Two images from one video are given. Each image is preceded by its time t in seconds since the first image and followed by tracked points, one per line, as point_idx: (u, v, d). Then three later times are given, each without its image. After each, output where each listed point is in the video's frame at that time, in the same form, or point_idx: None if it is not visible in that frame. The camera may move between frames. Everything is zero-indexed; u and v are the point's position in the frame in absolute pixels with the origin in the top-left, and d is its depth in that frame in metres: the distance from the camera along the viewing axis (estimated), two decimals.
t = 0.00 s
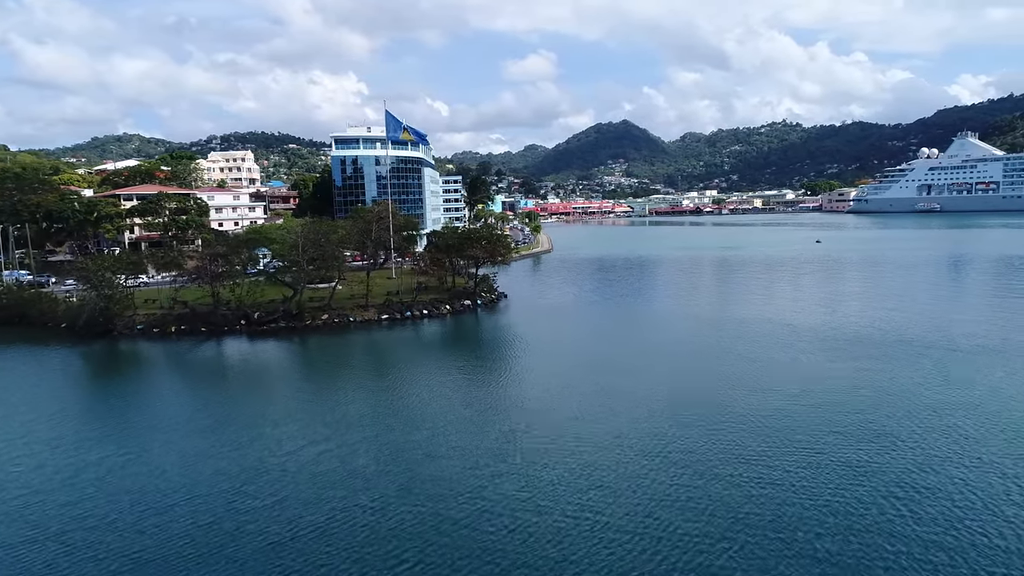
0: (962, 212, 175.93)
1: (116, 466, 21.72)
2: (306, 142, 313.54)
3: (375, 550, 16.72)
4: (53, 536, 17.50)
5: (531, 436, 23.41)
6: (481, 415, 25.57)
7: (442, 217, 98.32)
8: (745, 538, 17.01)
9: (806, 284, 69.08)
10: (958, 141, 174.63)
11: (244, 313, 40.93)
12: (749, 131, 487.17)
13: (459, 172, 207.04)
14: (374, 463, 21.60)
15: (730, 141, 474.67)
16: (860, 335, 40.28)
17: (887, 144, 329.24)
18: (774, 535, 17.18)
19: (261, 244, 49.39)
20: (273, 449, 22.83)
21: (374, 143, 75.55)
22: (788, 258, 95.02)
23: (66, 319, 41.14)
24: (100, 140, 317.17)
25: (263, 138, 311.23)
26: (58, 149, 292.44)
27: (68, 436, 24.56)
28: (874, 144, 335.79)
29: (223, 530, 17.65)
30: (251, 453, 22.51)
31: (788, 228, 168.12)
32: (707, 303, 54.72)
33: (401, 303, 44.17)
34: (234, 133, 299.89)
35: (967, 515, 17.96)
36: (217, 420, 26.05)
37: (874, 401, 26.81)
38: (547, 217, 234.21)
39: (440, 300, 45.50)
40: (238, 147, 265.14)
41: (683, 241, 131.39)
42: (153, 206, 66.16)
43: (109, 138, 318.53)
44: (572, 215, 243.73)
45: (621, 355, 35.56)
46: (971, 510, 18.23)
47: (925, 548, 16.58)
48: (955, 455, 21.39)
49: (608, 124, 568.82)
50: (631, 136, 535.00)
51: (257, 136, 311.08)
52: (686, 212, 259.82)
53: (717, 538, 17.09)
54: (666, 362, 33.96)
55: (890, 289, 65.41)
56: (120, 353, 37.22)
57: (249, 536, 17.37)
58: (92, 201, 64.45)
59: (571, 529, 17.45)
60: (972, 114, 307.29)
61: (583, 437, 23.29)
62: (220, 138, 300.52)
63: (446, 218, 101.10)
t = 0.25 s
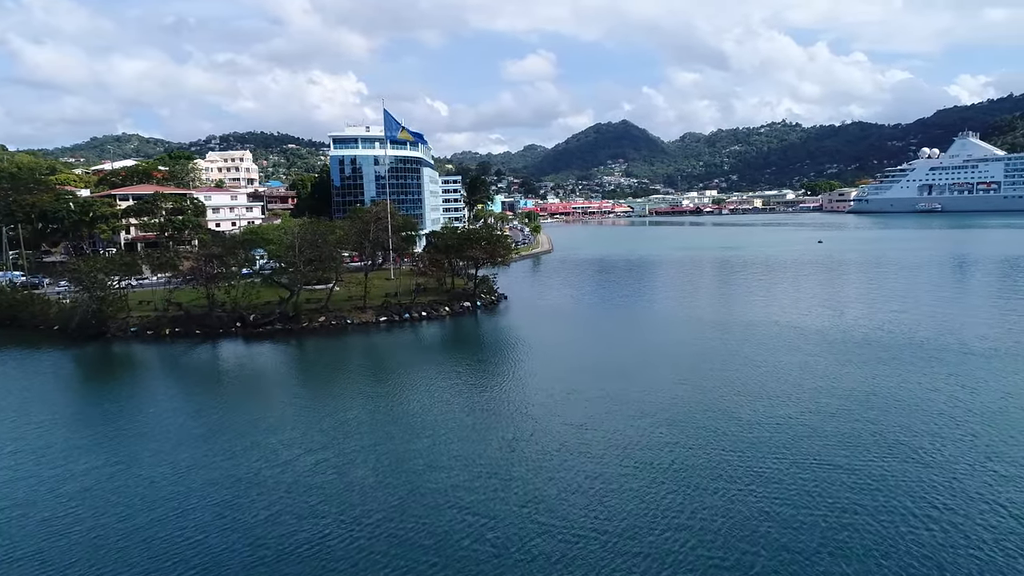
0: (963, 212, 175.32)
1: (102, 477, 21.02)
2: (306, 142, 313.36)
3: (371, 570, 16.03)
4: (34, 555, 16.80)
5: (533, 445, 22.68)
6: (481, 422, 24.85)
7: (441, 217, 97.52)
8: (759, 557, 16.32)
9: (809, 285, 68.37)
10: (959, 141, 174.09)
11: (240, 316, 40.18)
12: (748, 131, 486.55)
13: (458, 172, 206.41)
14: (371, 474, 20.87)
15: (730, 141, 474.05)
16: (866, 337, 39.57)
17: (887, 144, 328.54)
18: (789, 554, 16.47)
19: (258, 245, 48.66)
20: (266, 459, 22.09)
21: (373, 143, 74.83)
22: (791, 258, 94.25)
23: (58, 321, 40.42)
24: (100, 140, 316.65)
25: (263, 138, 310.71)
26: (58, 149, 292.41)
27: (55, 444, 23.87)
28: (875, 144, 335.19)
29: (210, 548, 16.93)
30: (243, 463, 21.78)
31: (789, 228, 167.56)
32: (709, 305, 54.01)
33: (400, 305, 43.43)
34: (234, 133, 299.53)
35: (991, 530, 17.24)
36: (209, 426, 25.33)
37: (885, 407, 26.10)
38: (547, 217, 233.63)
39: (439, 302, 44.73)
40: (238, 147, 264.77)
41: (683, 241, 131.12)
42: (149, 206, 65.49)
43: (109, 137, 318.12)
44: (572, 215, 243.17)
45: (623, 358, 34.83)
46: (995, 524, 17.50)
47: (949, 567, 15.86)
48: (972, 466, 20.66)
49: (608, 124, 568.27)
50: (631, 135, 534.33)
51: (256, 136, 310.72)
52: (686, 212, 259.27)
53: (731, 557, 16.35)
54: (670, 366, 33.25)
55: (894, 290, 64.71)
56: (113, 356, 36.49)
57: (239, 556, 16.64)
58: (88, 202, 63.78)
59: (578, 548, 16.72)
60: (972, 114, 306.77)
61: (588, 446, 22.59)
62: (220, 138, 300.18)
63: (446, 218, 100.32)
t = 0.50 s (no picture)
0: (964, 212, 174.68)
1: (90, 489, 20.35)
2: (305, 142, 312.73)
3: None
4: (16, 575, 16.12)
5: (538, 456, 22.03)
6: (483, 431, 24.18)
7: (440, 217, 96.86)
8: None
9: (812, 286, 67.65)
10: (961, 141, 173.45)
11: (235, 318, 39.50)
12: (748, 131, 486.09)
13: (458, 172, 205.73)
14: (371, 487, 20.20)
15: (730, 141, 473.49)
16: (873, 338, 38.85)
17: (887, 144, 328.06)
18: None
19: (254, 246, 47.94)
20: (261, 470, 21.41)
21: (372, 143, 74.13)
22: (792, 259, 93.59)
23: (50, 324, 39.73)
24: (98, 140, 315.93)
25: (262, 138, 310.03)
26: (57, 149, 291.68)
27: (43, 453, 23.20)
28: (875, 144, 334.72)
29: (199, 568, 16.25)
30: (236, 474, 21.11)
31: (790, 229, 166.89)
32: (712, 306, 53.36)
33: (398, 307, 42.73)
34: (233, 133, 298.73)
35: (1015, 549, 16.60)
36: (202, 434, 24.64)
37: (896, 411, 25.47)
38: (546, 216, 233.08)
39: (438, 304, 44.06)
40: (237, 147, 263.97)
41: (683, 241, 132.38)
42: (144, 206, 64.73)
43: (108, 137, 317.36)
44: (571, 215, 242.57)
45: (627, 360, 34.16)
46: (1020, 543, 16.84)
47: None
48: (993, 479, 19.99)
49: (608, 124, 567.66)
50: (631, 136, 533.79)
51: (256, 136, 310.45)
52: (686, 212, 258.62)
53: None
54: (674, 367, 32.61)
55: (898, 292, 63.98)
56: (106, 360, 35.82)
57: None
58: (83, 202, 63.01)
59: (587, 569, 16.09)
60: (973, 114, 306.17)
61: (594, 456, 21.95)
62: (219, 138, 299.38)
63: (445, 218, 99.65)
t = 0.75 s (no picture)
0: (965, 212, 174.08)
1: (75, 504, 19.62)
2: (305, 142, 312.07)
3: None
4: None
5: (543, 464, 21.31)
6: (485, 438, 23.45)
7: (440, 218, 96.05)
8: None
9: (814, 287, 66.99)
10: (962, 141, 172.83)
11: (230, 321, 38.75)
12: (748, 131, 485.44)
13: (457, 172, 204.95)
14: (368, 499, 19.48)
15: (730, 141, 472.80)
16: (879, 340, 38.17)
17: (886, 144, 327.32)
18: None
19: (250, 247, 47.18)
20: (253, 482, 20.68)
21: (371, 142, 73.42)
22: (794, 260, 92.79)
23: (41, 327, 39.02)
24: (97, 140, 315.19)
25: (261, 138, 309.36)
26: (56, 149, 291.00)
27: (29, 464, 22.50)
28: (875, 144, 334.09)
29: None
30: (227, 487, 20.39)
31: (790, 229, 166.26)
32: (714, 307, 52.59)
33: (396, 309, 42.00)
34: (231, 133, 297.60)
35: None
36: (192, 442, 23.90)
37: (905, 416, 24.91)
38: (546, 216, 232.40)
39: (437, 306, 43.29)
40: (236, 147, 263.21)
41: (683, 241, 133.56)
42: (140, 207, 63.94)
43: (107, 137, 316.62)
44: (571, 215, 241.86)
45: (630, 362, 33.45)
46: None
47: None
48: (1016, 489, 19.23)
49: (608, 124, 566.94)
50: (631, 136, 533.05)
51: (255, 136, 309.79)
52: (686, 212, 257.97)
53: None
54: (677, 369, 31.95)
55: (902, 293, 63.28)
56: (98, 363, 35.12)
57: None
58: (78, 202, 62.20)
59: None
60: (972, 114, 305.65)
61: (600, 463, 21.25)
62: (218, 138, 298.71)
63: (444, 218, 98.85)
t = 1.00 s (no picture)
0: (967, 212, 173.41)
1: (59, 520, 18.93)
2: (304, 142, 311.37)
3: None
4: None
5: (546, 476, 20.62)
6: (485, 448, 22.74)
7: (439, 218, 95.30)
8: None
9: (818, 289, 66.25)
10: (963, 141, 172.17)
11: (226, 323, 38.04)
12: (748, 131, 484.98)
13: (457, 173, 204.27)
14: (365, 515, 18.76)
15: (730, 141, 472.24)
16: (887, 344, 37.47)
17: (886, 144, 326.86)
18: None
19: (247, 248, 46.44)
20: (248, 495, 20.00)
21: (369, 142, 72.64)
22: (795, 261, 92.25)
23: (33, 329, 38.27)
24: (95, 140, 314.24)
25: (260, 138, 308.52)
26: (54, 149, 290.03)
27: (16, 475, 21.79)
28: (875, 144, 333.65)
29: None
30: (221, 501, 19.71)
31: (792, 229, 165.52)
32: (717, 309, 51.94)
33: (395, 311, 41.28)
34: (231, 133, 297.72)
35: None
36: (183, 452, 23.20)
37: (917, 425, 24.25)
38: (546, 216, 231.71)
39: (437, 308, 42.61)
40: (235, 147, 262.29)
41: (682, 241, 134.50)
42: (136, 207, 63.14)
43: (105, 137, 315.71)
44: (571, 215, 241.15)
45: (633, 366, 32.74)
46: None
47: None
48: None
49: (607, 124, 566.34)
50: (630, 136, 532.46)
51: (254, 136, 308.95)
52: (687, 212, 257.29)
53: None
54: (681, 374, 31.24)
55: (907, 294, 62.55)
56: (90, 367, 34.40)
57: None
58: (73, 202, 61.45)
59: None
60: (973, 113, 305.09)
61: (604, 476, 20.56)
62: (217, 137, 297.84)
63: (444, 219, 98.14)
